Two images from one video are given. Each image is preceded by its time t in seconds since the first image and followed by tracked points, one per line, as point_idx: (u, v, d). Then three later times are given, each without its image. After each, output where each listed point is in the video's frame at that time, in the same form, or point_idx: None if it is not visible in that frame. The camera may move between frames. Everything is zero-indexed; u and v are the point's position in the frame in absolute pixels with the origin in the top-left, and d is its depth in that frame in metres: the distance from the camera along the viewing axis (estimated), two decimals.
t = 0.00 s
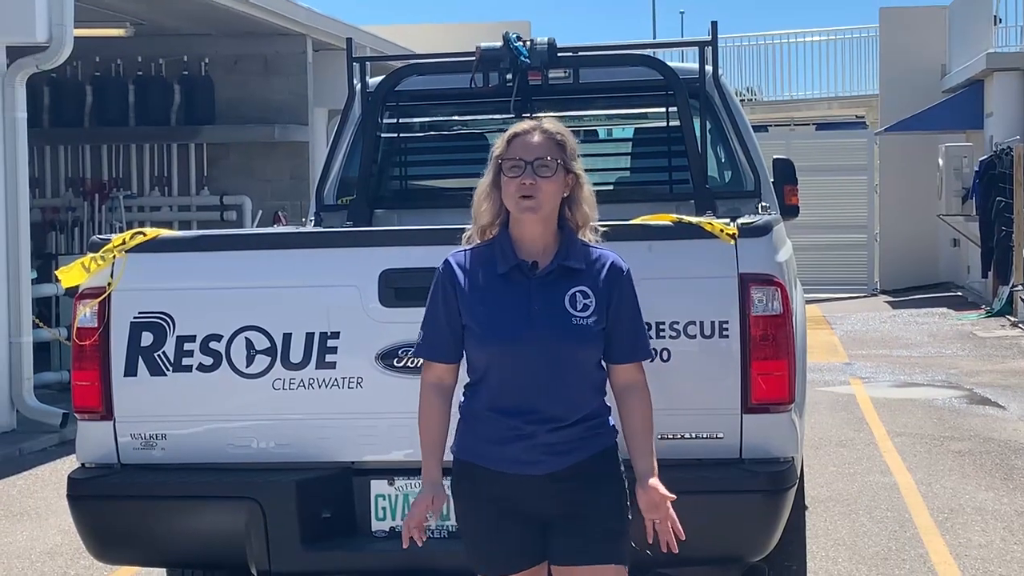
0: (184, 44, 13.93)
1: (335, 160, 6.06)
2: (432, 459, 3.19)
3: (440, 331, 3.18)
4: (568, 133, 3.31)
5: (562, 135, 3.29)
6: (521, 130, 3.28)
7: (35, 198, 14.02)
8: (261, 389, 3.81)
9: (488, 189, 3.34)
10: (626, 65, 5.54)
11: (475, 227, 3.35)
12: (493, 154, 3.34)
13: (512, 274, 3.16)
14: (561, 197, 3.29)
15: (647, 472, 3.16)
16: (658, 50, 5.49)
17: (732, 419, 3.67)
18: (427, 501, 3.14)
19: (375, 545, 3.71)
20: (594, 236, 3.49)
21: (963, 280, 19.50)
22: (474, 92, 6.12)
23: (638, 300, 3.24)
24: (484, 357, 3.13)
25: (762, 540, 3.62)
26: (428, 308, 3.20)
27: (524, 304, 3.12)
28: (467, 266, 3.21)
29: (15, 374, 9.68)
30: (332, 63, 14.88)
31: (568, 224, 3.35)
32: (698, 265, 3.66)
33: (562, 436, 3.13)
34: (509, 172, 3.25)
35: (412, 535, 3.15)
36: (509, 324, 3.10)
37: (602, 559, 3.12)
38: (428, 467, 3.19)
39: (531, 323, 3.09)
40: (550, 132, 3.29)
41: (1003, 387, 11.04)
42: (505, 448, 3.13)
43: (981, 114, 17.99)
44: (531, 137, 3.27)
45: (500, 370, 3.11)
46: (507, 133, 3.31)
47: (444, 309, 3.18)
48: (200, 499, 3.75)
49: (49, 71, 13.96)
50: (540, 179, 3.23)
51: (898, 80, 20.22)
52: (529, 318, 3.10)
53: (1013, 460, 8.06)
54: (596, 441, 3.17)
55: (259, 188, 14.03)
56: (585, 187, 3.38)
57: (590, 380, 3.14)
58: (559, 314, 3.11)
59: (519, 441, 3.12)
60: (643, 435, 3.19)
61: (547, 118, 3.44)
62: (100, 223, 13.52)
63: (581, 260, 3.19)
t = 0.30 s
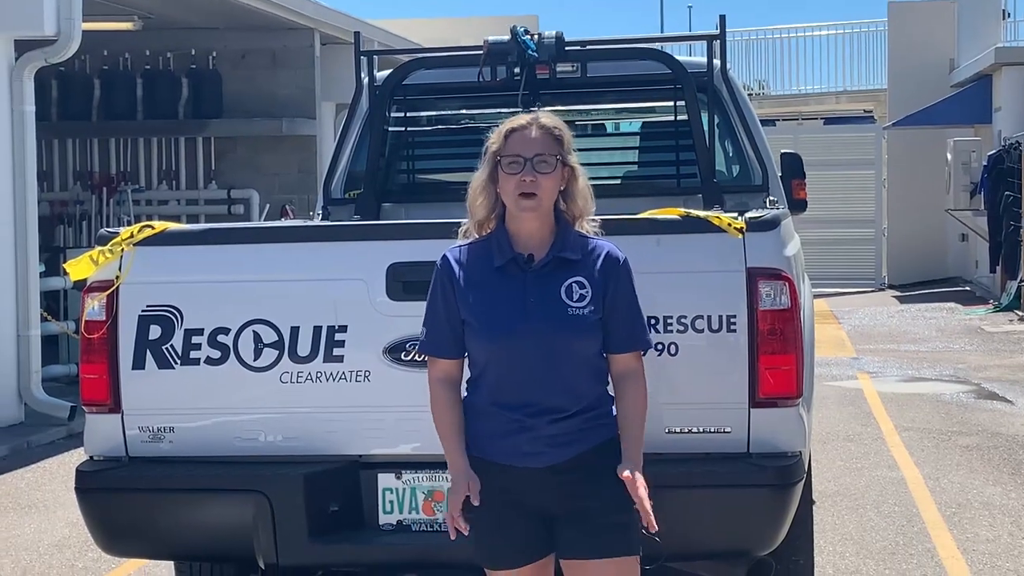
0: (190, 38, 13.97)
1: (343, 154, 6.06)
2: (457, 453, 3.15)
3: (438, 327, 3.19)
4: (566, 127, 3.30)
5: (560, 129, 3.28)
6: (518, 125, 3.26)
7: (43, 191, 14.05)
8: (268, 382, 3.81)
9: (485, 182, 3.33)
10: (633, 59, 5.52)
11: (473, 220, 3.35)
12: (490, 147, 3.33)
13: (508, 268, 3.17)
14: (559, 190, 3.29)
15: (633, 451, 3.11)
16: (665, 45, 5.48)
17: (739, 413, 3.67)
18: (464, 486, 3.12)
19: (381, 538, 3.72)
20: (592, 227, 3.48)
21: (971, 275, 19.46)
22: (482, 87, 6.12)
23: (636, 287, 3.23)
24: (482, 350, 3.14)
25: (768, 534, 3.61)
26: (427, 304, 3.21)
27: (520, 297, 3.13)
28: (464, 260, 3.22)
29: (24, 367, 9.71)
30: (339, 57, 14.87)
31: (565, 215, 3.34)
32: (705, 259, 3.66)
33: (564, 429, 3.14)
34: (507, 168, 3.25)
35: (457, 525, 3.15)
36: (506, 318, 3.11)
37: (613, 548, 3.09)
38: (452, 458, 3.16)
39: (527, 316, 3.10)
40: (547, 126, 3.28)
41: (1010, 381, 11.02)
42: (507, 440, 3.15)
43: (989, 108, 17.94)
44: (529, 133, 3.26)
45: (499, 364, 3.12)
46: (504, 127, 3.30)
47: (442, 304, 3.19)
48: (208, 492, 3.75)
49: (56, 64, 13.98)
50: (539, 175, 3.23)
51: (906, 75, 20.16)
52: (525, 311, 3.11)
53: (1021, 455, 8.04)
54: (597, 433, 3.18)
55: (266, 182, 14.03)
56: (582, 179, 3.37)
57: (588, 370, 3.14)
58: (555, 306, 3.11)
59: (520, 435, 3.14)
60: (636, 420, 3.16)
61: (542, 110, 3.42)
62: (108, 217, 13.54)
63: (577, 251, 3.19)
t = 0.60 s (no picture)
0: (194, 33, 13.97)
1: (347, 149, 6.06)
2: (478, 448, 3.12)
3: (453, 330, 3.19)
4: (561, 123, 3.29)
5: (555, 126, 3.27)
6: (512, 130, 3.26)
7: (48, 187, 14.08)
8: (273, 377, 3.81)
9: (486, 190, 3.32)
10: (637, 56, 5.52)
11: (477, 228, 3.33)
12: (488, 155, 3.33)
13: (525, 265, 3.18)
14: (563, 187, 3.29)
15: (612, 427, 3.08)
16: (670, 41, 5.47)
17: (744, 409, 3.66)
18: (492, 473, 3.09)
19: (385, 533, 3.71)
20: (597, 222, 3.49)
21: (977, 271, 19.41)
22: (488, 82, 6.14)
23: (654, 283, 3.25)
24: (501, 348, 3.14)
25: (771, 530, 3.61)
26: (441, 308, 3.21)
27: (538, 294, 3.14)
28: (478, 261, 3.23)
29: (29, 362, 9.71)
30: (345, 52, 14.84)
31: (572, 211, 3.35)
32: (710, 253, 3.66)
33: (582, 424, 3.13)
34: (509, 173, 3.24)
35: (497, 513, 3.10)
36: (524, 315, 3.12)
37: (610, 554, 3.10)
38: (472, 450, 3.12)
39: (546, 310, 3.11)
40: (540, 125, 3.27)
41: (1015, 378, 11.00)
42: (526, 439, 3.14)
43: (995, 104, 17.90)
44: (523, 135, 3.25)
45: (517, 362, 3.13)
46: (499, 133, 3.29)
47: (458, 306, 3.19)
48: (213, 486, 3.75)
49: (62, 59, 14.03)
50: (542, 175, 3.22)
51: (912, 71, 20.13)
52: (544, 306, 3.11)
53: None
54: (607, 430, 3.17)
55: (271, 177, 14.03)
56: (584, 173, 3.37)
57: (607, 366, 3.15)
58: (576, 299, 3.13)
59: (539, 432, 3.13)
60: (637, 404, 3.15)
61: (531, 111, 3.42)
62: (113, 212, 13.56)
63: (593, 245, 3.22)
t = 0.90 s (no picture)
0: (194, 30, 13.95)
1: (348, 146, 6.07)
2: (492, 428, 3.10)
3: (453, 323, 3.19)
4: (570, 117, 3.32)
5: (564, 119, 3.30)
6: (521, 120, 3.29)
7: (49, 183, 14.08)
8: (274, 374, 3.82)
9: (494, 180, 3.34)
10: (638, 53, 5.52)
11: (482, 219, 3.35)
12: (496, 146, 3.35)
13: (528, 260, 3.18)
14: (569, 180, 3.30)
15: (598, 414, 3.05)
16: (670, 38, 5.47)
17: (745, 406, 3.66)
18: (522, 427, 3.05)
19: (385, 530, 3.71)
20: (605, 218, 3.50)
21: (978, 268, 19.41)
22: (487, 78, 6.08)
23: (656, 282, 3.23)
24: (502, 343, 3.13)
25: (772, 527, 3.61)
26: (441, 299, 3.21)
27: (540, 290, 3.13)
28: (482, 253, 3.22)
29: (29, 359, 9.70)
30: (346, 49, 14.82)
31: (578, 207, 3.36)
32: (709, 250, 3.66)
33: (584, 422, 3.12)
34: (517, 163, 3.27)
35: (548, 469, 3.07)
36: (525, 311, 3.11)
37: (615, 546, 3.11)
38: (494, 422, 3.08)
39: (548, 307, 3.10)
40: (550, 116, 3.30)
41: (1016, 375, 11.00)
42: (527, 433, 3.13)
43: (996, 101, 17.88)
44: (532, 125, 3.28)
45: (519, 358, 3.12)
46: (508, 124, 3.32)
47: (459, 299, 3.19)
48: (213, 483, 3.76)
49: (62, 56, 14.05)
50: (549, 165, 3.25)
51: (912, 68, 20.13)
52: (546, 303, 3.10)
53: None
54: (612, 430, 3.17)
55: (272, 174, 14.03)
56: (591, 168, 3.39)
57: (609, 364, 3.13)
58: (577, 297, 3.11)
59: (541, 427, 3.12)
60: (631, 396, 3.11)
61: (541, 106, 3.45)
62: (114, 209, 13.56)
63: (596, 242, 3.20)
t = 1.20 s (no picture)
0: (192, 29, 13.95)
1: (345, 144, 6.07)
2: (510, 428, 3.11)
3: (470, 325, 3.20)
4: (587, 114, 3.30)
5: (579, 115, 3.28)
6: (538, 116, 3.27)
7: (46, 181, 14.07)
8: (271, 373, 3.81)
9: (510, 177, 3.33)
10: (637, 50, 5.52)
11: (499, 216, 3.35)
12: (512, 143, 3.34)
13: (542, 261, 3.17)
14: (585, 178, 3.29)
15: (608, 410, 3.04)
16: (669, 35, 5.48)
17: (742, 405, 3.67)
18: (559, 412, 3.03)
19: (383, 529, 3.72)
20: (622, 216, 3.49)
21: (975, 266, 19.43)
22: (486, 76, 6.03)
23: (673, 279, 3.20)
24: (517, 344, 3.13)
25: (769, 525, 3.61)
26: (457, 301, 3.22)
27: (554, 291, 3.12)
28: (497, 253, 3.22)
29: (27, 357, 9.71)
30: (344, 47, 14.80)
31: (595, 206, 3.35)
32: (707, 248, 3.66)
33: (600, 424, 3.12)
34: (532, 160, 3.25)
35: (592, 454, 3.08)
36: (539, 313, 3.10)
37: (633, 551, 3.10)
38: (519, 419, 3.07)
39: (562, 309, 3.09)
40: (567, 114, 3.28)
41: (1014, 373, 11.01)
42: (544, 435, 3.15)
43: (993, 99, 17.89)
44: (548, 122, 3.26)
45: (534, 361, 3.12)
46: (525, 120, 3.30)
47: (475, 301, 3.20)
48: (213, 480, 3.76)
49: (60, 53, 14.05)
50: (564, 163, 3.23)
51: (910, 67, 20.13)
52: (559, 304, 3.10)
53: None
54: (629, 434, 3.16)
55: (270, 172, 14.03)
56: (608, 166, 3.38)
57: (624, 363, 3.12)
58: (591, 298, 3.10)
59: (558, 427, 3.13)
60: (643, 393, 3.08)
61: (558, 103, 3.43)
62: (111, 207, 13.56)
63: (611, 242, 3.18)
